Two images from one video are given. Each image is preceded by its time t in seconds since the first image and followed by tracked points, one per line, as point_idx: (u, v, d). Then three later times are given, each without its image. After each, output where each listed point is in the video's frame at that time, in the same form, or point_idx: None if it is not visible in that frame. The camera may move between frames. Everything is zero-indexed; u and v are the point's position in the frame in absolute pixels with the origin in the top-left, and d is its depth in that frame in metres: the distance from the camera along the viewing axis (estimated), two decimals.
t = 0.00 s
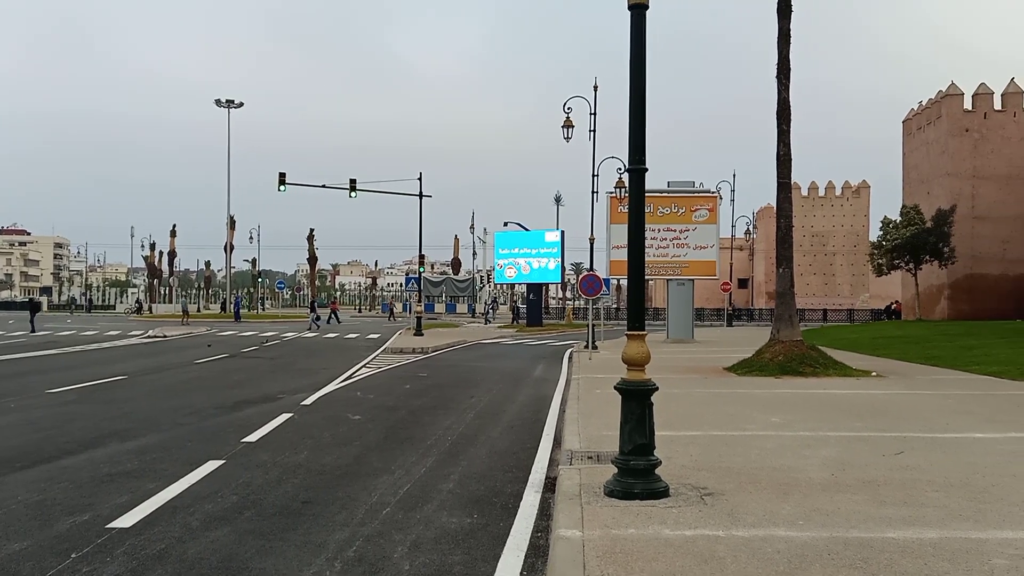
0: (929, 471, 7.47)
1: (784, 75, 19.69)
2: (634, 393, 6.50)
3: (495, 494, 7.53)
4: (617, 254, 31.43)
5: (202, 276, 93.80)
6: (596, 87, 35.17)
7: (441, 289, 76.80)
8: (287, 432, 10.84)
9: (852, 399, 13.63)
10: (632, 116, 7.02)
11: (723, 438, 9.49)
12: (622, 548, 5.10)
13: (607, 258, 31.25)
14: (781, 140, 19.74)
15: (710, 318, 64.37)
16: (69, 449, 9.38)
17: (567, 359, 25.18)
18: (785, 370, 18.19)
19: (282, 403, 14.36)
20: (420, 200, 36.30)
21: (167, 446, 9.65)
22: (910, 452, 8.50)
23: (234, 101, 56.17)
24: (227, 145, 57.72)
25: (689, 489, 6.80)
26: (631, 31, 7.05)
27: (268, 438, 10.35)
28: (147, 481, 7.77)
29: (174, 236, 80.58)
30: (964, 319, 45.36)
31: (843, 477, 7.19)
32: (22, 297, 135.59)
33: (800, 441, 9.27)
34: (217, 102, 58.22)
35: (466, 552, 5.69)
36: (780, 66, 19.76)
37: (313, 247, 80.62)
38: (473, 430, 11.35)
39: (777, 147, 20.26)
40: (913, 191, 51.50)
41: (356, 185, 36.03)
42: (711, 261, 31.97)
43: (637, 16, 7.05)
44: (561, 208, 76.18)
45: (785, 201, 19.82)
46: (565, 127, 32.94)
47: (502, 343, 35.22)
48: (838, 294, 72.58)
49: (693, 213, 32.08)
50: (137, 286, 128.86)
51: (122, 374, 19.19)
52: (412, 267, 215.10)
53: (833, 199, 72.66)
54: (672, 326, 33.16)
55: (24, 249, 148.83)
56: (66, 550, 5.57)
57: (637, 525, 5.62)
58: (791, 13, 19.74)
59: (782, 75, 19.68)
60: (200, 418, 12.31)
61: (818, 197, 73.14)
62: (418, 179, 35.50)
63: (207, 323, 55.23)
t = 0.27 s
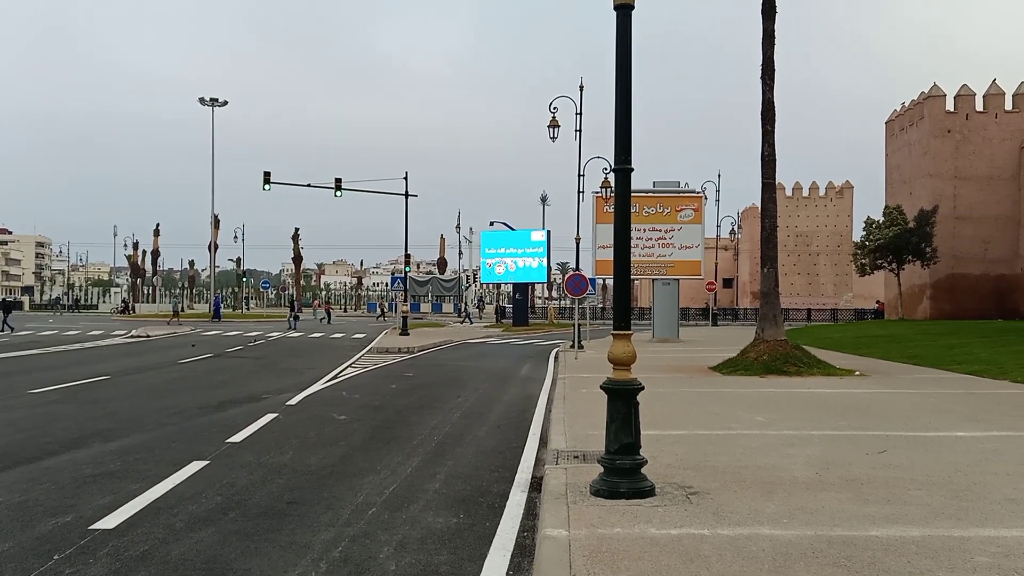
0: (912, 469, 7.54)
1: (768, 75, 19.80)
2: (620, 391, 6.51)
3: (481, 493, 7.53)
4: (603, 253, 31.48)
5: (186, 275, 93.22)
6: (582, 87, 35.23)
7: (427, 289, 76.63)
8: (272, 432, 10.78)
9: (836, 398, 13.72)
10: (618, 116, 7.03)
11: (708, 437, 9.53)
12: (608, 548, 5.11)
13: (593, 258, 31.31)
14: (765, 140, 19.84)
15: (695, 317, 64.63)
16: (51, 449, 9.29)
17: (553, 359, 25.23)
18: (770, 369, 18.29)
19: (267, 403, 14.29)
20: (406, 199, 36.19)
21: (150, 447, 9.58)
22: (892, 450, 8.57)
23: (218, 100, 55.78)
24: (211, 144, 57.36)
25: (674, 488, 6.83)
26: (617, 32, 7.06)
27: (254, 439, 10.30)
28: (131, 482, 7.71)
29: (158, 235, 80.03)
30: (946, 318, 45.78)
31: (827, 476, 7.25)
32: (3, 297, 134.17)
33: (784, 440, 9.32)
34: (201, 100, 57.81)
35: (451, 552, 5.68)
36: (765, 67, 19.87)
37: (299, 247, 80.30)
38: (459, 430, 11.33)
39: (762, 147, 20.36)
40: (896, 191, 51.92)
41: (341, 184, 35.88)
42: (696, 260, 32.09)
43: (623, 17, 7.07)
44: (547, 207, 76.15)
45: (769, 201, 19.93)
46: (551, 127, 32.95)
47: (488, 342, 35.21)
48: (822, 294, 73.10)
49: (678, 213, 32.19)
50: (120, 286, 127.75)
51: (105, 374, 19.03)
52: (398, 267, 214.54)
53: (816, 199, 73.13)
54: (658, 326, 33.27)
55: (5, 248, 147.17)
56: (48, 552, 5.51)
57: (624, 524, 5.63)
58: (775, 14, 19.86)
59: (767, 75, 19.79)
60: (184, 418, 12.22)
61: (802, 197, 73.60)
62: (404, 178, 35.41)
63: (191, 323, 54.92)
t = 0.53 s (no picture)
0: (897, 468, 7.60)
1: (755, 76, 19.89)
2: (607, 391, 6.52)
3: (468, 493, 7.52)
4: (590, 253, 31.54)
5: (171, 275, 92.59)
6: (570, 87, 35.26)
7: (414, 289, 76.46)
8: (258, 433, 10.74)
9: (822, 398, 13.80)
10: (605, 115, 7.05)
11: (695, 437, 9.57)
12: (595, 548, 5.12)
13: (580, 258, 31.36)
14: (752, 141, 19.93)
15: (682, 317, 64.86)
16: (34, 450, 9.21)
17: (540, 358, 25.29)
18: (756, 369, 18.38)
19: (253, 403, 14.22)
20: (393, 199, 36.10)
21: (135, 447, 9.52)
22: (877, 449, 8.62)
23: (203, 98, 55.42)
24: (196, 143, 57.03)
25: (661, 487, 6.84)
26: (604, 32, 7.07)
27: (240, 439, 10.26)
28: (116, 483, 7.66)
29: (142, 235, 79.45)
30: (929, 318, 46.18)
31: (812, 475, 7.29)
32: None
33: (771, 439, 9.38)
34: (186, 99, 57.41)
35: (439, 552, 5.67)
36: (751, 67, 19.95)
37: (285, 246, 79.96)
38: (446, 430, 11.32)
39: (749, 148, 20.44)
40: (880, 192, 52.32)
41: (328, 184, 35.75)
42: (682, 261, 32.19)
43: (610, 17, 7.08)
44: (534, 207, 76.14)
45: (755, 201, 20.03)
46: (538, 127, 32.96)
47: (475, 342, 35.19)
48: (807, 294, 73.53)
49: (665, 213, 32.28)
50: (103, 285, 126.72)
51: (89, 374, 18.88)
52: (385, 267, 214.02)
53: (802, 199, 73.52)
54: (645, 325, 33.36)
55: None
56: (32, 554, 5.46)
57: (610, 524, 5.65)
58: (762, 15, 19.96)
59: (753, 76, 19.88)
60: (169, 418, 12.14)
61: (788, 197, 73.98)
62: (391, 178, 35.32)
63: (177, 323, 54.58)
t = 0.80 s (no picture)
0: (886, 468, 7.63)
1: (745, 77, 19.95)
2: (598, 391, 6.53)
3: (459, 493, 7.52)
4: (581, 253, 31.56)
5: (161, 274, 92.21)
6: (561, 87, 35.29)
7: (405, 289, 76.34)
8: (248, 433, 10.70)
9: (812, 397, 13.85)
10: (596, 116, 7.06)
11: (686, 437, 9.58)
12: (585, 548, 5.12)
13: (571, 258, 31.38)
14: (742, 141, 19.99)
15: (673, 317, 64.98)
16: (22, 451, 9.14)
17: (531, 358, 25.31)
18: (747, 369, 18.44)
19: (243, 403, 14.17)
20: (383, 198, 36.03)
21: (125, 448, 9.47)
22: (867, 449, 8.66)
23: (193, 97, 55.19)
24: (186, 142, 56.81)
25: (651, 487, 6.85)
26: (595, 33, 7.08)
27: (230, 439, 10.22)
28: (105, 483, 7.62)
29: (132, 235, 79.03)
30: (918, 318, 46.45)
31: (802, 474, 7.32)
32: None
33: (760, 439, 9.41)
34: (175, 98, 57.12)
35: (430, 553, 5.66)
36: (741, 68, 20.01)
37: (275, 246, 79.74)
38: (437, 429, 11.31)
39: (739, 148, 20.50)
40: (869, 192, 52.58)
41: (318, 183, 35.64)
42: (673, 260, 32.25)
43: (602, 17, 7.09)
44: (525, 207, 76.10)
45: (746, 201, 20.08)
46: (529, 127, 32.97)
47: (466, 342, 35.17)
48: (797, 293, 73.82)
49: (656, 213, 32.33)
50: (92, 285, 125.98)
51: (78, 375, 18.78)
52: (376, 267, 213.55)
53: (792, 199, 73.79)
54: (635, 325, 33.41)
55: None
56: (20, 555, 5.43)
57: (601, 524, 5.66)
58: (752, 16, 20.03)
59: (743, 77, 19.94)
60: (159, 419, 12.08)
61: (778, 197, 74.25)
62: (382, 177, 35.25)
63: (166, 322, 54.36)
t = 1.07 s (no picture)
0: (875, 467, 7.67)
1: (735, 77, 20.01)
2: (589, 390, 6.53)
3: (450, 493, 7.51)
4: (571, 253, 31.60)
5: (150, 274, 91.74)
6: (551, 87, 35.34)
7: (396, 288, 76.19)
8: (238, 433, 10.65)
9: (801, 397, 13.90)
10: (586, 117, 7.06)
11: (676, 436, 9.60)
12: (576, 547, 5.13)
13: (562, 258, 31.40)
14: (732, 142, 20.06)
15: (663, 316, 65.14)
16: (9, 452, 9.08)
17: (521, 358, 25.32)
18: (736, 368, 18.50)
19: (232, 403, 14.11)
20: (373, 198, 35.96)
21: (113, 448, 9.42)
22: (856, 448, 8.70)
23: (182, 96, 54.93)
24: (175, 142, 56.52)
25: (642, 487, 6.86)
26: (585, 34, 7.09)
27: (219, 439, 10.19)
28: (93, 484, 7.57)
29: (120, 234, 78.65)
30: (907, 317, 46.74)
31: (792, 474, 7.35)
32: None
33: (750, 438, 9.45)
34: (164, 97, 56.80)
35: (420, 553, 5.66)
36: (731, 69, 20.07)
37: (265, 245, 79.57)
38: (428, 429, 11.30)
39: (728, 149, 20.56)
40: (858, 192, 52.84)
41: (308, 183, 35.53)
42: (663, 260, 32.32)
43: (592, 17, 7.10)
44: (516, 207, 76.08)
45: (735, 201, 20.15)
46: (520, 126, 32.97)
47: (457, 342, 35.16)
48: (787, 293, 74.11)
49: (646, 213, 32.39)
50: (79, 285, 125.23)
51: (66, 375, 18.66)
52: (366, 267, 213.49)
53: (781, 199, 74.10)
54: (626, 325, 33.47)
55: None
56: (7, 556, 5.40)
57: (591, 523, 5.67)
58: (741, 17, 20.10)
59: (733, 77, 20.00)
60: (148, 419, 12.01)
61: (768, 197, 74.53)
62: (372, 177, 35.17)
63: (155, 322, 54.05)
